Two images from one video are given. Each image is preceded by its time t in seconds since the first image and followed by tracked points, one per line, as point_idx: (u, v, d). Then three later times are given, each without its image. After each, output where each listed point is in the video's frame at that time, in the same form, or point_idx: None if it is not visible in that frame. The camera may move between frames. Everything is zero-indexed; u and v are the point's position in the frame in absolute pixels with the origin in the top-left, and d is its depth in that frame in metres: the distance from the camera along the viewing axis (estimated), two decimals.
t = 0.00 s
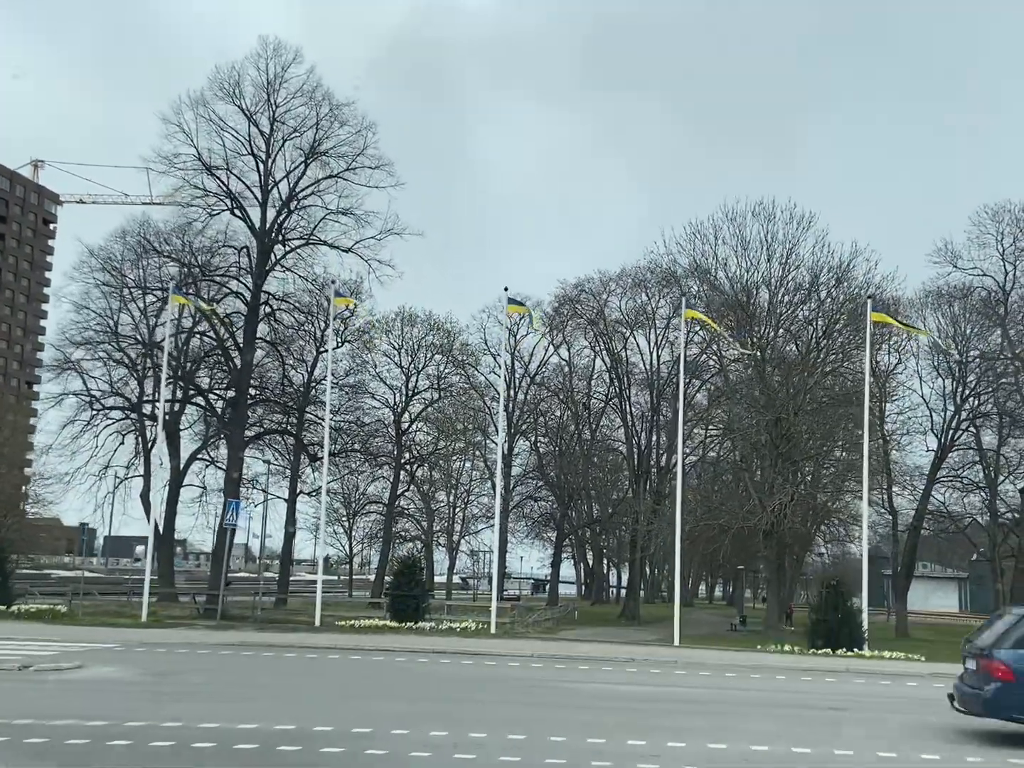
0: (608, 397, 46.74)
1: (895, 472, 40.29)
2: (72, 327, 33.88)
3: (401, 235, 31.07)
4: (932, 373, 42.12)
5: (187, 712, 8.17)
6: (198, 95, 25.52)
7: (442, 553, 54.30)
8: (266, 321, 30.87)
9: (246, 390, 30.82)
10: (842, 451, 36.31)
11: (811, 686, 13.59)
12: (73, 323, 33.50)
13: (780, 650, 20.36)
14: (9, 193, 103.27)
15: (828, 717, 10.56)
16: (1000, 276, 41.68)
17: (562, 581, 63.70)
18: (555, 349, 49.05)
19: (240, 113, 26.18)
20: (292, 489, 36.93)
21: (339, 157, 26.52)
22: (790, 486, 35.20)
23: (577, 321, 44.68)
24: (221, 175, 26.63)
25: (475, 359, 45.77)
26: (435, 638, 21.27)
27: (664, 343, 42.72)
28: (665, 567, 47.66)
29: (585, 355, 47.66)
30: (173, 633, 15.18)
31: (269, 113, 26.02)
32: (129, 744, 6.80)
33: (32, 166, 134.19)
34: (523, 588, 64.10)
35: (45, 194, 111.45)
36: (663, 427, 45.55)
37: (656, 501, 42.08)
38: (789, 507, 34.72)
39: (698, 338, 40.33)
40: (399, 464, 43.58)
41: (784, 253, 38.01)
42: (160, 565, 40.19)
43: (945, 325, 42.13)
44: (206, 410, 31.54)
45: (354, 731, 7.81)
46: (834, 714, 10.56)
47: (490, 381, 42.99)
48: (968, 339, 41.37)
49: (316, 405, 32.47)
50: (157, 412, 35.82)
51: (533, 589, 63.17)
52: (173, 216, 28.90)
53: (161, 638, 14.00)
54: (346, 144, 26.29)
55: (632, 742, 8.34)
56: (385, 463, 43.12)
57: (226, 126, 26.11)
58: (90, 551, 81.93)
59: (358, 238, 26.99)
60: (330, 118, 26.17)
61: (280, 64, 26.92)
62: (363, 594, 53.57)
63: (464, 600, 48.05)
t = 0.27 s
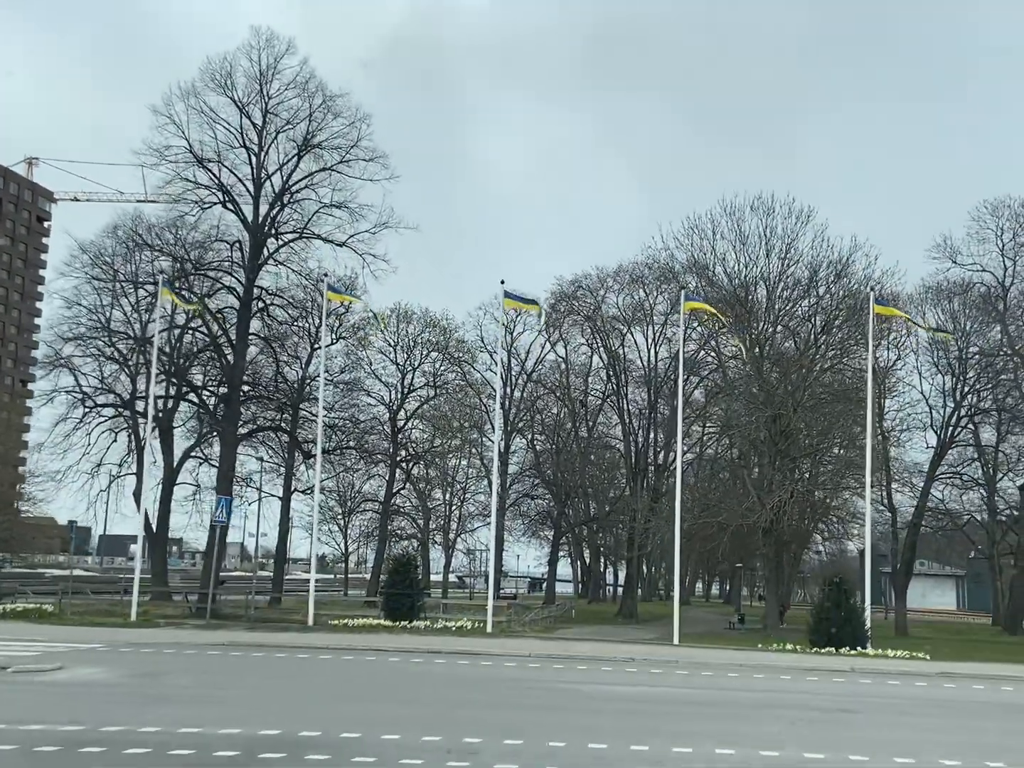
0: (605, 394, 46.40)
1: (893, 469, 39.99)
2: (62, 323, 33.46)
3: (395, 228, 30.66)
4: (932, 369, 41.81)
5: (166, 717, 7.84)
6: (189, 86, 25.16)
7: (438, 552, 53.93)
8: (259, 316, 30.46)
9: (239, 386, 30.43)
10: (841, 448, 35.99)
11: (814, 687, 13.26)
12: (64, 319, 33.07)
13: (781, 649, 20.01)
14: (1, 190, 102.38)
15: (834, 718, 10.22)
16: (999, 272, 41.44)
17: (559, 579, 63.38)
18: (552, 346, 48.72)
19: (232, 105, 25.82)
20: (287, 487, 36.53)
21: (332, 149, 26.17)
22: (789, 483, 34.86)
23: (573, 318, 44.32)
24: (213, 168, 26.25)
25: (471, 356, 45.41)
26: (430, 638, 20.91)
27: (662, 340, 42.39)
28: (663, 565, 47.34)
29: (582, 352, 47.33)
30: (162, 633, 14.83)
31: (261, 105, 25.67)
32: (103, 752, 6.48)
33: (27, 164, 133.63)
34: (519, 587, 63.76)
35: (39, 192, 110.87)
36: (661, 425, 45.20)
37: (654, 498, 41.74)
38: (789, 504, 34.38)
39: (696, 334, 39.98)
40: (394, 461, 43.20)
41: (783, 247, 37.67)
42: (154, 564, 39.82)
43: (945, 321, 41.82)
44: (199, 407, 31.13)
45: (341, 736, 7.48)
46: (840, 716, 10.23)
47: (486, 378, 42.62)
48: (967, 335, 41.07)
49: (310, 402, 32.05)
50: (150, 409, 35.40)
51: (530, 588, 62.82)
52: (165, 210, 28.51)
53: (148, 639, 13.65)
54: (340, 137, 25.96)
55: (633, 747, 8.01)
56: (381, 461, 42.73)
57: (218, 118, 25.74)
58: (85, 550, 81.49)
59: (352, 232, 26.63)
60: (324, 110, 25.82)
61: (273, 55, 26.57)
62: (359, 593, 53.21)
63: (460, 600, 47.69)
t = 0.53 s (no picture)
0: (605, 392, 46.04)
1: (895, 467, 39.65)
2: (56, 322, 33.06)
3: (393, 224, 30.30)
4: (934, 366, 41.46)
5: (148, 726, 7.52)
6: (183, 81, 24.83)
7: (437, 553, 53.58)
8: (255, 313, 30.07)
9: (235, 385, 30.06)
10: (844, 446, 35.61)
11: (822, 690, 12.90)
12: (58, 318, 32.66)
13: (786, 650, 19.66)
14: None
15: (844, 723, 9.88)
16: (1001, 269, 41.10)
17: (559, 579, 63.03)
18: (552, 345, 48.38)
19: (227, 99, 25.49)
20: (284, 487, 36.16)
21: (329, 144, 25.83)
22: (791, 481, 34.55)
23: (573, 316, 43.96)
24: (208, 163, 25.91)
25: (470, 354, 45.05)
26: (429, 639, 20.56)
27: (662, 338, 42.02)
28: (664, 565, 46.99)
29: (582, 350, 46.99)
30: (153, 636, 14.50)
31: (257, 99, 25.34)
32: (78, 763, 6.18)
33: (25, 164, 133.30)
34: (520, 588, 63.40)
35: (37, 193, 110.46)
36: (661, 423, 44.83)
37: (654, 498, 41.39)
38: (791, 503, 33.99)
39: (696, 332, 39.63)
40: (392, 461, 42.83)
41: (785, 244, 37.32)
42: (151, 566, 39.47)
43: (947, 318, 41.47)
44: (195, 406, 30.73)
45: (330, 745, 7.16)
46: (850, 721, 9.89)
47: (485, 376, 42.24)
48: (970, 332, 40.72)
49: (307, 400, 31.65)
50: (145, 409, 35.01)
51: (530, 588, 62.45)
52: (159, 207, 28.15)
53: (137, 641, 13.32)
54: (336, 131, 25.63)
55: (635, 754, 7.70)
56: (379, 461, 42.36)
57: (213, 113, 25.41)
58: (83, 551, 81.11)
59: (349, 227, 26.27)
60: (320, 104, 25.50)
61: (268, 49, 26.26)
62: (358, 593, 52.88)
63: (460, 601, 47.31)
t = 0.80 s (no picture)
0: (610, 391, 45.76)
1: (903, 465, 39.31)
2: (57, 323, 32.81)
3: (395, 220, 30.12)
4: (943, 364, 41.13)
5: (142, 735, 7.28)
6: (183, 78, 24.61)
7: (442, 553, 53.32)
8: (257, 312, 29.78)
9: (237, 386, 29.80)
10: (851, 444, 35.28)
11: (836, 692, 12.60)
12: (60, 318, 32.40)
13: (796, 652, 19.39)
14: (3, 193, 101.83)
15: (861, 728, 9.58)
16: (1009, 264, 40.74)
17: (565, 579, 62.74)
18: (556, 344, 48.12)
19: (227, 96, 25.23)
20: (288, 488, 35.93)
21: (330, 140, 25.57)
22: (798, 480, 34.17)
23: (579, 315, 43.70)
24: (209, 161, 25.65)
25: (475, 354, 44.79)
26: (435, 641, 20.36)
27: (668, 336, 41.77)
28: (671, 565, 46.74)
29: (587, 349, 46.73)
30: (153, 640, 14.27)
31: (257, 96, 25.11)
32: None
33: (29, 167, 133.41)
34: (526, 588, 63.12)
35: (40, 195, 109.69)
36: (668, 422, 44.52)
37: (660, 497, 41.12)
38: (799, 501, 33.67)
39: (702, 330, 39.32)
40: (396, 461, 42.64)
41: (791, 240, 36.98)
42: (154, 568, 39.26)
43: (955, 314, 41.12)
44: (197, 407, 30.52)
45: (329, 755, 6.90)
46: (867, 725, 9.58)
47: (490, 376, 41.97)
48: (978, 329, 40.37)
49: (310, 401, 31.41)
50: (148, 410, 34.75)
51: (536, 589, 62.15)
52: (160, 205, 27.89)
53: (136, 646, 13.08)
54: (338, 128, 25.40)
55: (645, 763, 7.43)
56: (383, 462, 42.17)
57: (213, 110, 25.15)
58: (88, 553, 81.03)
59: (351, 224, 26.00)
60: (321, 100, 25.25)
61: (269, 45, 26.01)
62: (363, 594, 52.66)
63: (465, 601, 47.08)
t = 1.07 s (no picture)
0: (621, 390, 45.41)
1: (919, 463, 38.87)
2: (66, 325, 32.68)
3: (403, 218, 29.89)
4: (958, 361, 40.66)
5: (142, 742, 7.02)
6: (189, 77, 24.43)
7: (453, 555, 53.04)
8: (265, 311, 29.57)
9: (245, 387, 29.62)
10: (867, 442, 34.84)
11: (859, 695, 12.26)
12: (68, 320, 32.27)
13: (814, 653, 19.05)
14: (14, 198, 102.06)
15: (888, 733, 9.24)
16: None
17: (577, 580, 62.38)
18: (567, 344, 47.79)
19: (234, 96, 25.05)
20: (298, 490, 35.73)
21: (338, 138, 25.36)
22: (813, 479, 33.68)
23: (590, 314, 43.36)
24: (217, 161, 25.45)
25: (485, 354, 44.50)
26: (446, 643, 20.09)
27: (680, 334, 41.40)
28: (685, 566, 46.33)
29: (597, 348, 46.40)
30: (160, 643, 14.04)
31: (264, 95, 24.92)
32: None
33: (39, 172, 133.84)
34: (538, 589, 62.79)
35: (50, 199, 109.61)
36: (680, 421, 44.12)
37: (673, 497, 40.73)
38: (814, 500, 33.24)
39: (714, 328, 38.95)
40: (406, 462, 42.39)
41: (803, 236, 36.59)
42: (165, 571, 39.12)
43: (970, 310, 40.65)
44: (205, 408, 30.34)
45: (335, 763, 6.64)
46: (894, 729, 9.23)
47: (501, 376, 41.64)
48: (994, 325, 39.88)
49: (319, 401, 31.19)
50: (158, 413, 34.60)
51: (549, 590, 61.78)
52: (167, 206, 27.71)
53: (141, 650, 12.84)
54: (345, 126, 25.20)
55: None
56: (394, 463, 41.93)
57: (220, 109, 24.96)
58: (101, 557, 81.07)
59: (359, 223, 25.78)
60: (328, 98, 25.04)
61: (275, 43, 25.82)
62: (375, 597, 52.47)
63: (478, 603, 46.76)
